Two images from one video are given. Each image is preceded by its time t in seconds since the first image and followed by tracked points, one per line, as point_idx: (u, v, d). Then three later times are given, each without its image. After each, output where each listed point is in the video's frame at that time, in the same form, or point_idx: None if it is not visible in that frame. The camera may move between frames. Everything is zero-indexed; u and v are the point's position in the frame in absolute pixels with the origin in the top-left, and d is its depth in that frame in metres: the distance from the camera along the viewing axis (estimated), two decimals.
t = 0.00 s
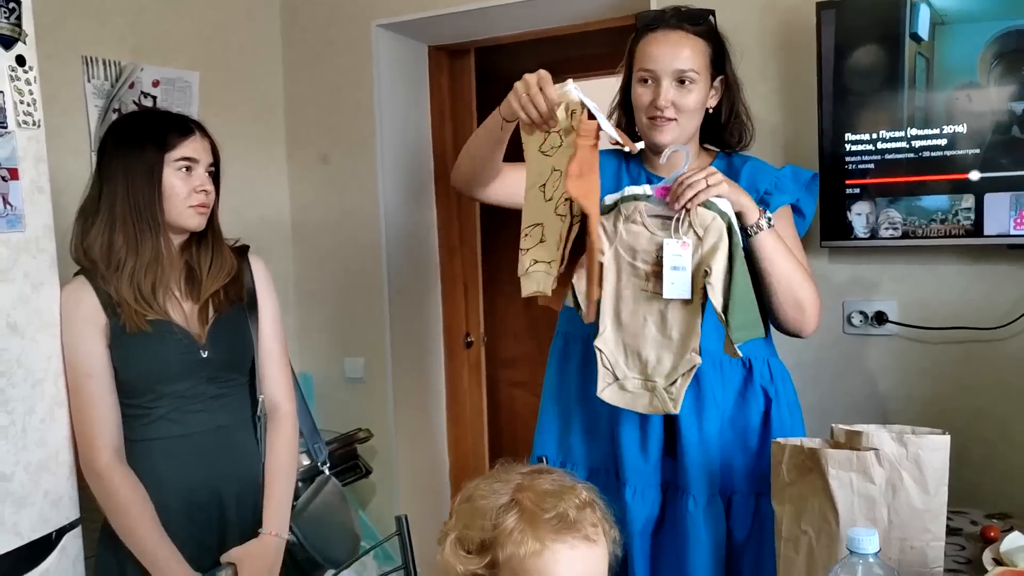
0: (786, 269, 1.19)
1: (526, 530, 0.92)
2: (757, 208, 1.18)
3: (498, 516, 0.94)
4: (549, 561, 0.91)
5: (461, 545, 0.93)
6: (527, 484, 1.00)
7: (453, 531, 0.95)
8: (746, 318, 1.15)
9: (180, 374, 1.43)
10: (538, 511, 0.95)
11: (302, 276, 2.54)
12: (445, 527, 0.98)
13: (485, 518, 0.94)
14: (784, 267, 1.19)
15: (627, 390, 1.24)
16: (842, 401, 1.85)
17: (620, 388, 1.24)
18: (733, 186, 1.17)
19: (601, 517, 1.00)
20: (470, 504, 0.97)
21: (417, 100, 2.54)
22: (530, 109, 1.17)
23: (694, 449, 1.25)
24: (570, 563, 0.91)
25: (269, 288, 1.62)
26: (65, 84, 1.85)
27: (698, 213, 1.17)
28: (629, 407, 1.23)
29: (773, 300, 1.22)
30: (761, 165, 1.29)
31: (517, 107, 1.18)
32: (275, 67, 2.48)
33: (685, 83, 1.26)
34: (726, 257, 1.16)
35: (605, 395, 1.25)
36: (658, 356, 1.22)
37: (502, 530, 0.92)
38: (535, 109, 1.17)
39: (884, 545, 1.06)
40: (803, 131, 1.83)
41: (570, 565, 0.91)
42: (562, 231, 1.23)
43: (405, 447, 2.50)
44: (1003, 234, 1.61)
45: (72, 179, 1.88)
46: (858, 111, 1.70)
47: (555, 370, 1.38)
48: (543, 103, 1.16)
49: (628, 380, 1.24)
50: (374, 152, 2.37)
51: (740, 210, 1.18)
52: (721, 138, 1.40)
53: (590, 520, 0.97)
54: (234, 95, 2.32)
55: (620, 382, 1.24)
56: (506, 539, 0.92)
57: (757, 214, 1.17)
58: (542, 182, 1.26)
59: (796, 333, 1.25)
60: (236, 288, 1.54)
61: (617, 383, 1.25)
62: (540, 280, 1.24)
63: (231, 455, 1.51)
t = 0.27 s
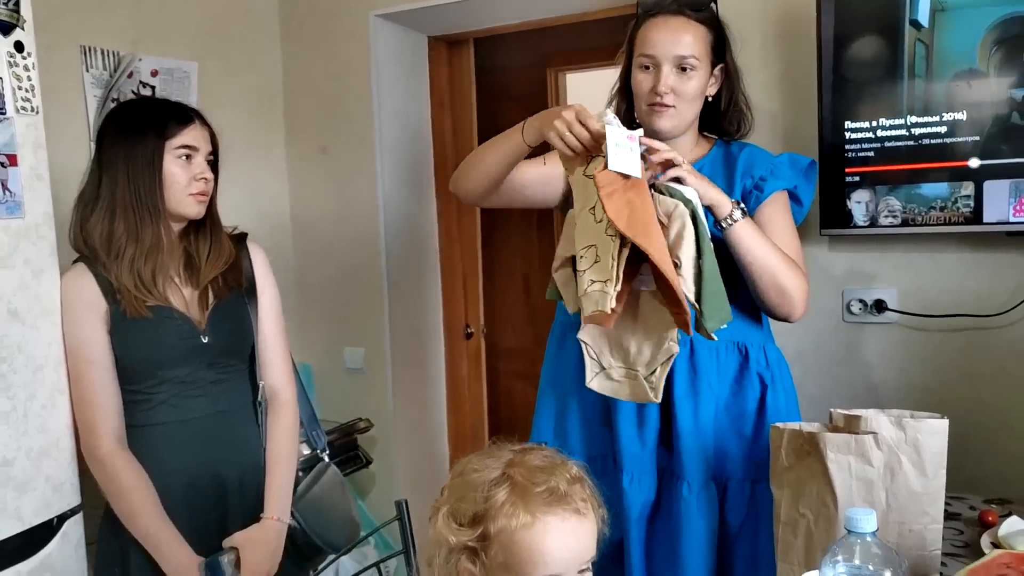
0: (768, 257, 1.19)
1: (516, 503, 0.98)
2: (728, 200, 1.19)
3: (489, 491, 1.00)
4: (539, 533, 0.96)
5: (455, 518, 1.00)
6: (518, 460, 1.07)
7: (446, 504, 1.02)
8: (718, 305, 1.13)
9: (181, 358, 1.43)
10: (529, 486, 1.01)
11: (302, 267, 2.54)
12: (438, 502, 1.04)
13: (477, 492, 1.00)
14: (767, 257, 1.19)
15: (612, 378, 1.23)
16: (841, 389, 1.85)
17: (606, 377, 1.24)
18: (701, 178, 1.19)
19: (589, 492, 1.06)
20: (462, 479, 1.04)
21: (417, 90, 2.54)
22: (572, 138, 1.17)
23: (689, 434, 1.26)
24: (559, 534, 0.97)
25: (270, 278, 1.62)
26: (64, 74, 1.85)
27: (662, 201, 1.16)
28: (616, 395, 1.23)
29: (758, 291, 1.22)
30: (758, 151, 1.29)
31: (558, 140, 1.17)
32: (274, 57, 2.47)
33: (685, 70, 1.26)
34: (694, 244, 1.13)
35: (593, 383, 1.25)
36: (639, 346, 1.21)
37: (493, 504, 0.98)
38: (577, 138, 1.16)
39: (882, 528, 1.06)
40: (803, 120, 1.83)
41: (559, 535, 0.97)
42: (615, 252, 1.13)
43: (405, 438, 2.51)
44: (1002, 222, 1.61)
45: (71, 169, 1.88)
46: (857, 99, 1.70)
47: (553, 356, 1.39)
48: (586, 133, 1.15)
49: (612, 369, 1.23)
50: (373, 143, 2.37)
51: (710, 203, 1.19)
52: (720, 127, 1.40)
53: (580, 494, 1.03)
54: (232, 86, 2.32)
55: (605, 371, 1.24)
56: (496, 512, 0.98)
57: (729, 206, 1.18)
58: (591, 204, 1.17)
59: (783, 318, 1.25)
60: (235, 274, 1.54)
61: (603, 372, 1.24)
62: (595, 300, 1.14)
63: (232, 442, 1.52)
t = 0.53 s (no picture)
0: (762, 260, 1.19)
1: (516, 492, 0.99)
2: (720, 205, 1.19)
3: (488, 480, 1.01)
4: (538, 521, 0.96)
5: (454, 506, 1.01)
6: (518, 450, 1.07)
7: (445, 492, 1.03)
8: (696, 310, 1.14)
9: (178, 352, 1.43)
10: (528, 475, 1.01)
11: (300, 262, 2.54)
12: (437, 489, 1.05)
13: (477, 480, 1.01)
14: (761, 258, 1.19)
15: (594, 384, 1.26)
16: (838, 382, 1.85)
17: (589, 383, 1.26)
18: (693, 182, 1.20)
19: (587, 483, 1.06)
20: (462, 467, 1.05)
21: (414, 85, 2.54)
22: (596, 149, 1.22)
23: (686, 428, 1.26)
24: (557, 523, 0.97)
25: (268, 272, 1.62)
26: (59, 68, 1.85)
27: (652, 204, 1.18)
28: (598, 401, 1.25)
29: (753, 292, 1.23)
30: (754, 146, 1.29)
31: (579, 142, 1.22)
32: (271, 52, 2.47)
33: (680, 62, 1.25)
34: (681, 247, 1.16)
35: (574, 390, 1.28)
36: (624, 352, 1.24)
37: (492, 493, 0.99)
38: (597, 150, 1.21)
39: (878, 521, 1.07)
40: (800, 114, 1.83)
41: (557, 524, 0.97)
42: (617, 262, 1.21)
43: (403, 432, 2.51)
44: (999, 215, 1.61)
45: (67, 163, 1.88)
46: (855, 93, 1.70)
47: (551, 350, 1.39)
48: (612, 149, 1.21)
49: (596, 375, 1.26)
50: (371, 137, 2.37)
51: (702, 207, 1.19)
52: (716, 119, 1.40)
53: (578, 485, 1.04)
54: (229, 81, 2.31)
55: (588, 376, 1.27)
56: (495, 500, 0.98)
57: (722, 211, 1.19)
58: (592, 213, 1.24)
59: (779, 319, 1.26)
60: (232, 268, 1.54)
61: (585, 378, 1.27)
62: (594, 306, 1.22)
63: (232, 435, 1.52)
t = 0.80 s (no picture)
0: (765, 262, 1.20)
1: (520, 487, 1.00)
2: (723, 208, 1.20)
3: (493, 474, 1.02)
4: (541, 517, 0.97)
5: (459, 498, 1.02)
6: (524, 444, 1.08)
7: (451, 484, 1.04)
8: (722, 304, 1.12)
9: (180, 349, 1.44)
10: (533, 471, 1.02)
11: (301, 259, 2.54)
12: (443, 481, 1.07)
13: (483, 474, 1.03)
14: (764, 261, 1.20)
15: (604, 381, 1.21)
16: (839, 378, 1.86)
17: (598, 380, 1.21)
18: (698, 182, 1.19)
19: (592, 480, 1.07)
20: (469, 460, 1.06)
21: (414, 82, 2.54)
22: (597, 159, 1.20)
23: (686, 425, 1.26)
24: (560, 519, 0.98)
25: (269, 269, 1.62)
26: (61, 67, 1.85)
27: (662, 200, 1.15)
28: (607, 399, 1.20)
29: (756, 293, 1.24)
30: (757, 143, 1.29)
31: (585, 158, 1.21)
32: (271, 49, 2.47)
33: (680, 59, 1.26)
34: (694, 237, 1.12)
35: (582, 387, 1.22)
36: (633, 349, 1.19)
37: (497, 487, 1.00)
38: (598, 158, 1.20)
39: (877, 515, 1.07)
40: (800, 110, 1.83)
41: (559, 520, 0.98)
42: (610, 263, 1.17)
43: (404, 428, 2.51)
44: (999, 212, 1.61)
45: (69, 162, 1.88)
46: (854, 89, 1.70)
47: (552, 348, 1.39)
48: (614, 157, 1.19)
49: (604, 372, 1.20)
50: (371, 134, 2.37)
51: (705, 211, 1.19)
52: (718, 114, 1.40)
53: (583, 482, 1.04)
54: (230, 78, 2.31)
55: (598, 374, 1.21)
56: (499, 494, 1.00)
57: (724, 213, 1.19)
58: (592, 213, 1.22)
59: (783, 319, 1.28)
60: (235, 264, 1.54)
61: (594, 376, 1.22)
62: (574, 300, 1.16)
63: (236, 432, 1.53)
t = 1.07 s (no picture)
0: (769, 265, 1.21)
1: (527, 485, 1.01)
2: (725, 213, 1.19)
3: (501, 471, 1.03)
4: (547, 515, 0.98)
5: (467, 493, 1.03)
6: (533, 442, 1.09)
7: (459, 479, 1.05)
8: (725, 296, 1.12)
9: (181, 346, 1.44)
10: (540, 469, 1.03)
11: (300, 256, 2.54)
12: (450, 475, 1.08)
13: (490, 470, 1.04)
14: (767, 266, 1.21)
15: (614, 364, 1.21)
16: (837, 374, 1.87)
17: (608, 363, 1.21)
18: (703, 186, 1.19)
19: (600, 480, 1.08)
20: (477, 455, 1.07)
21: (413, 79, 2.54)
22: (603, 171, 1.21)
23: (686, 422, 1.27)
24: (567, 518, 0.98)
25: (269, 266, 1.62)
26: (60, 64, 1.85)
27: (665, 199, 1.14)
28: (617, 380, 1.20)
29: (760, 297, 1.25)
30: (758, 142, 1.29)
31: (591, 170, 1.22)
32: (270, 46, 2.47)
33: (680, 56, 1.26)
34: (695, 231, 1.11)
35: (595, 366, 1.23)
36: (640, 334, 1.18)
37: (504, 484, 1.01)
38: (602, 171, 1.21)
39: (876, 510, 1.08)
40: (799, 107, 1.84)
41: (566, 520, 0.98)
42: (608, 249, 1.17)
43: (404, 425, 2.52)
44: (997, 208, 1.62)
45: (69, 159, 1.88)
46: (853, 86, 1.71)
47: (552, 346, 1.40)
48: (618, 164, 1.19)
49: (614, 355, 1.20)
50: (370, 131, 2.37)
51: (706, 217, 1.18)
52: (720, 111, 1.42)
53: (590, 482, 1.05)
54: (229, 75, 2.31)
55: (608, 357, 1.21)
56: (506, 491, 1.00)
57: (726, 219, 1.18)
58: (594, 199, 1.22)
59: (787, 320, 1.29)
60: (235, 261, 1.54)
61: (605, 358, 1.22)
62: (580, 290, 1.18)
63: (237, 428, 1.53)
